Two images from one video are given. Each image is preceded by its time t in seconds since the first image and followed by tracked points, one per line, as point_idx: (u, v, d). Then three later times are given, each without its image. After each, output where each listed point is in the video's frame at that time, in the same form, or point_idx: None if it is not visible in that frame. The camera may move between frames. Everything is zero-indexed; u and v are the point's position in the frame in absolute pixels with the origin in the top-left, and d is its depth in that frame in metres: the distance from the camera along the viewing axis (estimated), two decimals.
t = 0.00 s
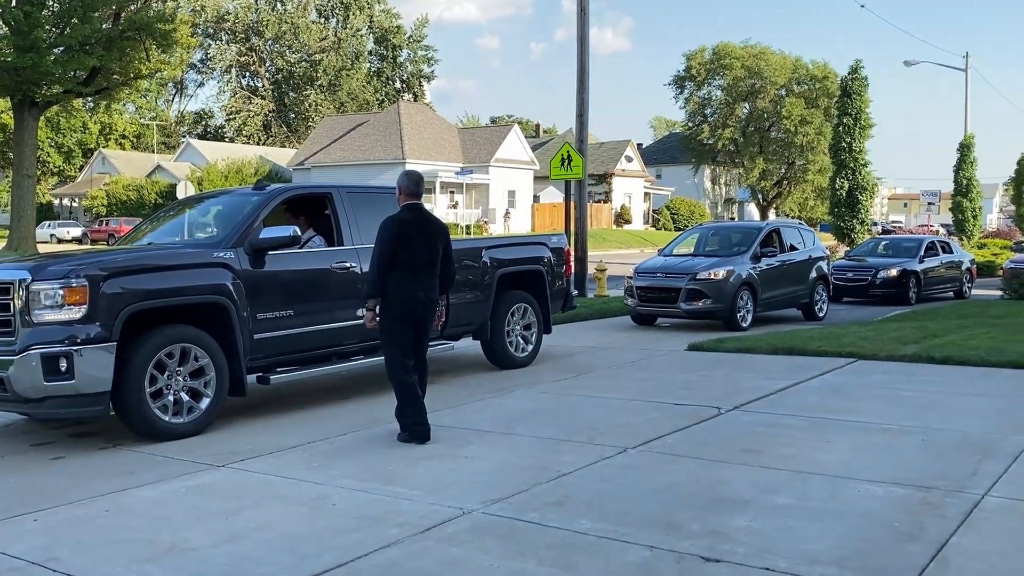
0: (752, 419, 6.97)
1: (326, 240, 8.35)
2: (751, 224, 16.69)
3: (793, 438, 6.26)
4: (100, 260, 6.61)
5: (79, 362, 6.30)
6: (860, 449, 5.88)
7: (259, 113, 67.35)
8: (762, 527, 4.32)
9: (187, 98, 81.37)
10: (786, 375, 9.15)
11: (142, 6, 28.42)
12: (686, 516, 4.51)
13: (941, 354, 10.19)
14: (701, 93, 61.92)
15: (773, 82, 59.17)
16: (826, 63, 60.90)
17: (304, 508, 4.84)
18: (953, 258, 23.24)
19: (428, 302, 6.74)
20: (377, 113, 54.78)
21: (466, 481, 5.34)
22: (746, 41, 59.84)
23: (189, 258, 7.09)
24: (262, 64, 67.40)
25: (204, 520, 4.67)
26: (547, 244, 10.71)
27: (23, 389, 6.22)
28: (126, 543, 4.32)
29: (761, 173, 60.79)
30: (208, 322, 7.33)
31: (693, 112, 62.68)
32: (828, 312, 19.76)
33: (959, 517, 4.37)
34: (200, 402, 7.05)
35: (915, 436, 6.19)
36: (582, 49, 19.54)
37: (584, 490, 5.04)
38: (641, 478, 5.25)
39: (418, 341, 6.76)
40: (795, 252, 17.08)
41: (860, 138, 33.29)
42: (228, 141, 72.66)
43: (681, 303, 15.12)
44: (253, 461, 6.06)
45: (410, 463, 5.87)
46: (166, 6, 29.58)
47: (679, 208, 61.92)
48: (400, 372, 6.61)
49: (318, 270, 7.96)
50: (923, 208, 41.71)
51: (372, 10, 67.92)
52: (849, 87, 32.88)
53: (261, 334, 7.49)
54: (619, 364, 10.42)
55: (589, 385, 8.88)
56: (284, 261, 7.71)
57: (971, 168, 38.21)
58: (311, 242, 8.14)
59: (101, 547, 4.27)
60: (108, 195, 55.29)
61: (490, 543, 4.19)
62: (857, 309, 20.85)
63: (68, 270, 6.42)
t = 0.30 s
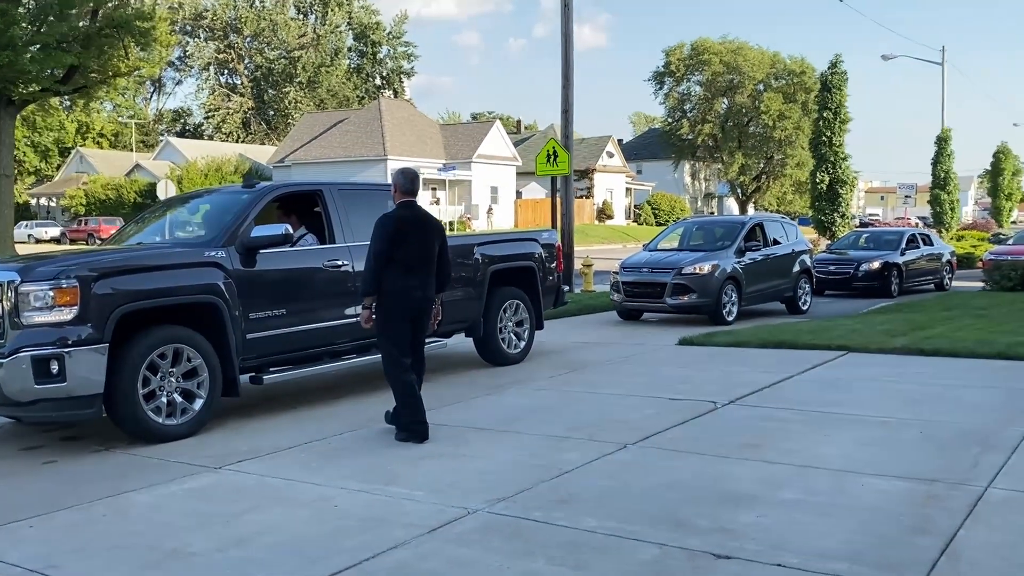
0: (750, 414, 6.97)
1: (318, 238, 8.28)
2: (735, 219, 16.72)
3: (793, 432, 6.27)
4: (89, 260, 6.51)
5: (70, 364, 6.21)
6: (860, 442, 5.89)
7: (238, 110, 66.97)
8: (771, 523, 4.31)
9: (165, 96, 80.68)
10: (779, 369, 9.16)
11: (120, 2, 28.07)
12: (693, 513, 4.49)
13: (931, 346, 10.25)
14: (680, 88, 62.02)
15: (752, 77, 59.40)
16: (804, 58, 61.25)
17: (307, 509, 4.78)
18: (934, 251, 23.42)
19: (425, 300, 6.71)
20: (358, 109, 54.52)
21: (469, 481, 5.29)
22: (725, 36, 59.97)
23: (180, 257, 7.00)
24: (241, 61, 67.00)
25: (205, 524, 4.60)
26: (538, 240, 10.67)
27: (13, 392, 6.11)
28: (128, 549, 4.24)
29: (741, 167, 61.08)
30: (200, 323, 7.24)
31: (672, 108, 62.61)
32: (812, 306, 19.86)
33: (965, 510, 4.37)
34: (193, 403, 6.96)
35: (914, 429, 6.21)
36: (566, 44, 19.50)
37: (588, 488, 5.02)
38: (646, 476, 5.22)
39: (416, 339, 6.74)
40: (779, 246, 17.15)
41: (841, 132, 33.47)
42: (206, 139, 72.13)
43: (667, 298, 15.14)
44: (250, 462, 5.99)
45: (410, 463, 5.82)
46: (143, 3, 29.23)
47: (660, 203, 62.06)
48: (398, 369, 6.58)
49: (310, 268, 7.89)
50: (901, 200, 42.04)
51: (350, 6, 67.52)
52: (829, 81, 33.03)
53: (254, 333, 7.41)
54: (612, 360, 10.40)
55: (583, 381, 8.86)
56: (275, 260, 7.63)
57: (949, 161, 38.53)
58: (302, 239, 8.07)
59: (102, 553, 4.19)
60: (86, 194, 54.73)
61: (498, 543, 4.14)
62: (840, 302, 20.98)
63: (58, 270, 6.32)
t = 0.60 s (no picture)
0: (748, 409, 6.97)
1: (309, 236, 8.18)
2: (718, 214, 16.75)
3: (793, 427, 6.27)
4: (79, 261, 6.39)
5: (61, 367, 6.10)
6: (860, 436, 5.91)
7: (213, 107, 66.43)
8: (782, 520, 4.29)
9: (139, 93, 79.84)
10: (772, 363, 9.18)
11: None
12: (703, 510, 4.47)
13: (921, 339, 10.30)
14: (658, 83, 62.13)
15: (729, 71, 59.58)
16: (781, 52, 61.56)
17: (312, 512, 4.71)
18: (915, 244, 23.60)
19: (419, 297, 6.66)
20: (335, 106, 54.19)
21: (474, 481, 5.24)
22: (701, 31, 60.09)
23: (171, 257, 6.90)
24: (216, 57, 66.50)
25: (208, 529, 4.53)
26: (528, 236, 10.62)
27: (3, 397, 6.00)
28: (131, 556, 4.17)
29: (718, 162, 61.32)
30: (192, 324, 7.14)
31: (650, 103, 62.80)
32: (796, 299, 19.96)
33: (974, 503, 4.37)
34: (186, 405, 6.86)
35: (913, 422, 6.23)
36: (549, 40, 19.45)
37: (594, 487, 4.99)
38: (650, 473, 5.20)
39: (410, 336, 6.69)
40: (762, 241, 17.21)
41: (820, 126, 33.65)
42: (181, 136, 71.47)
43: (652, 293, 15.14)
44: (248, 464, 5.91)
45: (411, 463, 5.77)
46: None
47: (639, 198, 62.14)
48: (393, 366, 6.54)
49: (302, 268, 7.79)
50: (876, 193, 42.31)
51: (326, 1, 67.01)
52: (809, 76, 33.16)
53: (246, 334, 7.32)
54: (604, 356, 10.37)
55: (577, 378, 8.83)
56: (267, 259, 7.53)
57: (925, 154, 38.84)
58: (294, 238, 7.97)
59: (104, 562, 4.12)
60: (60, 193, 54.07)
61: (509, 544, 4.09)
62: (823, 296, 21.08)
63: (48, 272, 6.20)
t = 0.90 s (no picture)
0: (747, 398, 7.03)
1: (305, 231, 8.18)
2: (703, 207, 16.84)
3: (794, 416, 6.34)
4: (79, 257, 6.36)
5: (62, 363, 6.06)
6: (861, 424, 5.98)
7: (190, 104, 65.89)
8: (794, 505, 4.35)
9: (114, 91, 79.03)
10: (765, 353, 9.26)
11: None
12: (714, 497, 4.52)
13: (910, 329, 10.42)
14: (636, 78, 62.25)
15: (707, 67, 59.82)
16: (758, 47, 61.89)
17: (324, 504, 4.71)
18: (895, 236, 23.83)
19: (418, 291, 6.69)
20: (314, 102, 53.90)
21: (483, 471, 5.26)
22: (679, 26, 60.27)
23: (170, 252, 6.87)
24: (192, 54, 66.07)
25: (221, 522, 4.52)
26: (520, 230, 10.63)
27: (4, 393, 5.96)
28: (147, 549, 4.16)
29: (697, 157, 61.58)
30: (192, 319, 7.12)
31: (629, 98, 62.93)
32: (780, 292, 20.11)
33: (979, 486, 4.46)
34: (187, 400, 6.84)
35: (912, 410, 6.32)
36: (533, 35, 19.46)
37: (604, 475, 5.03)
38: (658, 461, 5.24)
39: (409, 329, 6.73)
40: (747, 234, 17.31)
41: (800, 121, 33.86)
42: (158, 134, 70.85)
43: (639, 287, 15.21)
44: (253, 458, 5.90)
45: (418, 454, 5.77)
46: None
47: (619, 193, 62.30)
48: (392, 360, 6.57)
49: (301, 263, 7.78)
50: (852, 187, 42.63)
51: None
52: (788, 70, 33.34)
53: (247, 328, 7.30)
54: (597, 349, 10.42)
55: (573, 370, 8.87)
56: (265, 254, 7.52)
57: (902, 147, 39.20)
58: (291, 233, 7.96)
59: (120, 554, 4.11)
60: (36, 192, 53.45)
61: (526, 531, 4.12)
62: (806, 288, 21.25)
63: (48, 267, 6.17)
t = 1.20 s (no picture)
0: (744, 393, 7.14)
1: (304, 229, 8.23)
2: (688, 204, 16.96)
3: (792, 409, 6.46)
4: (80, 257, 6.37)
5: (67, 362, 6.07)
6: (859, 417, 6.10)
7: (170, 102, 65.40)
8: (800, 496, 4.44)
9: (93, 88, 78.32)
10: (758, 348, 9.38)
11: None
12: (721, 489, 4.61)
13: (898, 323, 10.59)
14: (618, 75, 62.39)
15: (688, 64, 60.08)
16: (738, 44, 62.20)
17: (336, 500, 4.76)
18: (877, 231, 24.09)
19: (418, 290, 6.72)
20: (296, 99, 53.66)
21: (491, 466, 5.34)
22: (660, 23, 60.49)
23: (172, 251, 6.89)
24: (172, 51, 65.66)
25: (235, 519, 4.56)
26: (514, 228, 10.68)
27: (8, 394, 5.95)
28: (165, 546, 4.19)
29: (678, 153, 61.84)
30: (194, 318, 7.15)
31: (610, 95, 63.10)
32: (764, 287, 20.29)
33: (979, 476, 4.58)
34: (190, 399, 6.87)
35: (907, 402, 6.45)
36: (520, 33, 19.50)
37: (611, 468, 5.11)
38: (663, 455, 5.34)
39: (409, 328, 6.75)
40: (732, 230, 17.45)
41: (782, 117, 34.10)
42: (137, 132, 70.29)
43: (627, 284, 15.31)
44: (260, 456, 5.94)
45: (424, 450, 5.83)
46: None
47: (601, 189, 62.45)
48: (391, 358, 6.60)
49: (300, 261, 7.82)
50: (831, 183, 42.94)
51: None
52: (770, 67, 33.55)
53: (248, 327, 7.34)
54: (591, 345, 10.50)
55: (569, 366, 8.95)
56: (264, 253, 7.55)
57: (881, 143, 39.57)
58: (290, 231, 8.00)
59: (138, 552, 4.14)
60: (14, 190, 52.89)
61: (540, 525, 4.19)
62: (790, 284, 21.44)
63: (52, 267, 6.18)
